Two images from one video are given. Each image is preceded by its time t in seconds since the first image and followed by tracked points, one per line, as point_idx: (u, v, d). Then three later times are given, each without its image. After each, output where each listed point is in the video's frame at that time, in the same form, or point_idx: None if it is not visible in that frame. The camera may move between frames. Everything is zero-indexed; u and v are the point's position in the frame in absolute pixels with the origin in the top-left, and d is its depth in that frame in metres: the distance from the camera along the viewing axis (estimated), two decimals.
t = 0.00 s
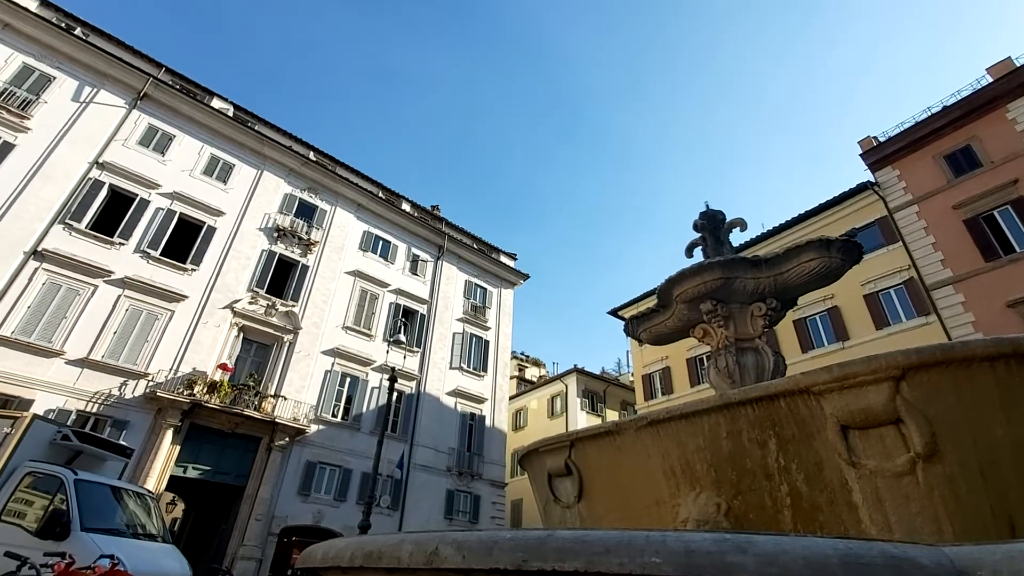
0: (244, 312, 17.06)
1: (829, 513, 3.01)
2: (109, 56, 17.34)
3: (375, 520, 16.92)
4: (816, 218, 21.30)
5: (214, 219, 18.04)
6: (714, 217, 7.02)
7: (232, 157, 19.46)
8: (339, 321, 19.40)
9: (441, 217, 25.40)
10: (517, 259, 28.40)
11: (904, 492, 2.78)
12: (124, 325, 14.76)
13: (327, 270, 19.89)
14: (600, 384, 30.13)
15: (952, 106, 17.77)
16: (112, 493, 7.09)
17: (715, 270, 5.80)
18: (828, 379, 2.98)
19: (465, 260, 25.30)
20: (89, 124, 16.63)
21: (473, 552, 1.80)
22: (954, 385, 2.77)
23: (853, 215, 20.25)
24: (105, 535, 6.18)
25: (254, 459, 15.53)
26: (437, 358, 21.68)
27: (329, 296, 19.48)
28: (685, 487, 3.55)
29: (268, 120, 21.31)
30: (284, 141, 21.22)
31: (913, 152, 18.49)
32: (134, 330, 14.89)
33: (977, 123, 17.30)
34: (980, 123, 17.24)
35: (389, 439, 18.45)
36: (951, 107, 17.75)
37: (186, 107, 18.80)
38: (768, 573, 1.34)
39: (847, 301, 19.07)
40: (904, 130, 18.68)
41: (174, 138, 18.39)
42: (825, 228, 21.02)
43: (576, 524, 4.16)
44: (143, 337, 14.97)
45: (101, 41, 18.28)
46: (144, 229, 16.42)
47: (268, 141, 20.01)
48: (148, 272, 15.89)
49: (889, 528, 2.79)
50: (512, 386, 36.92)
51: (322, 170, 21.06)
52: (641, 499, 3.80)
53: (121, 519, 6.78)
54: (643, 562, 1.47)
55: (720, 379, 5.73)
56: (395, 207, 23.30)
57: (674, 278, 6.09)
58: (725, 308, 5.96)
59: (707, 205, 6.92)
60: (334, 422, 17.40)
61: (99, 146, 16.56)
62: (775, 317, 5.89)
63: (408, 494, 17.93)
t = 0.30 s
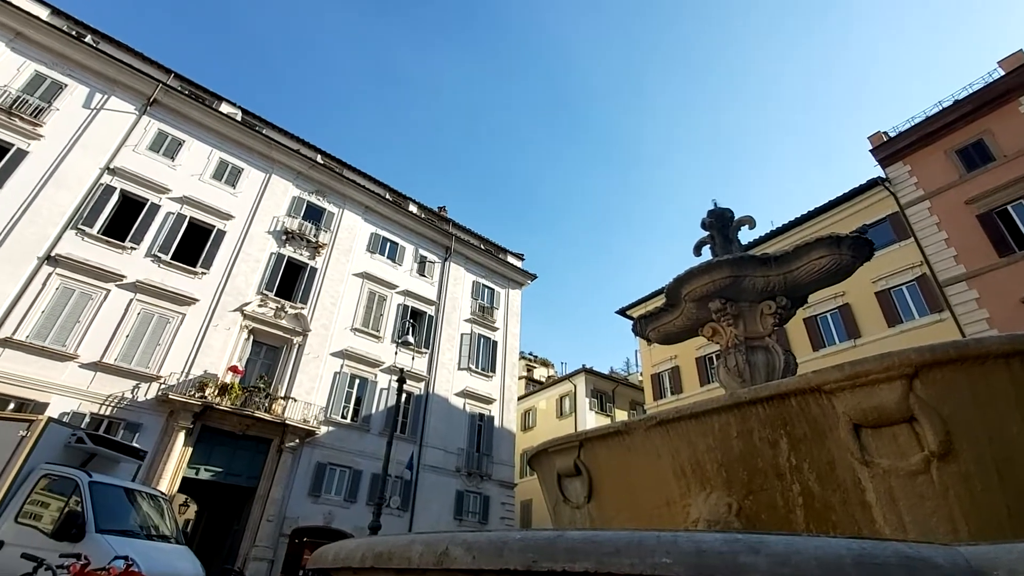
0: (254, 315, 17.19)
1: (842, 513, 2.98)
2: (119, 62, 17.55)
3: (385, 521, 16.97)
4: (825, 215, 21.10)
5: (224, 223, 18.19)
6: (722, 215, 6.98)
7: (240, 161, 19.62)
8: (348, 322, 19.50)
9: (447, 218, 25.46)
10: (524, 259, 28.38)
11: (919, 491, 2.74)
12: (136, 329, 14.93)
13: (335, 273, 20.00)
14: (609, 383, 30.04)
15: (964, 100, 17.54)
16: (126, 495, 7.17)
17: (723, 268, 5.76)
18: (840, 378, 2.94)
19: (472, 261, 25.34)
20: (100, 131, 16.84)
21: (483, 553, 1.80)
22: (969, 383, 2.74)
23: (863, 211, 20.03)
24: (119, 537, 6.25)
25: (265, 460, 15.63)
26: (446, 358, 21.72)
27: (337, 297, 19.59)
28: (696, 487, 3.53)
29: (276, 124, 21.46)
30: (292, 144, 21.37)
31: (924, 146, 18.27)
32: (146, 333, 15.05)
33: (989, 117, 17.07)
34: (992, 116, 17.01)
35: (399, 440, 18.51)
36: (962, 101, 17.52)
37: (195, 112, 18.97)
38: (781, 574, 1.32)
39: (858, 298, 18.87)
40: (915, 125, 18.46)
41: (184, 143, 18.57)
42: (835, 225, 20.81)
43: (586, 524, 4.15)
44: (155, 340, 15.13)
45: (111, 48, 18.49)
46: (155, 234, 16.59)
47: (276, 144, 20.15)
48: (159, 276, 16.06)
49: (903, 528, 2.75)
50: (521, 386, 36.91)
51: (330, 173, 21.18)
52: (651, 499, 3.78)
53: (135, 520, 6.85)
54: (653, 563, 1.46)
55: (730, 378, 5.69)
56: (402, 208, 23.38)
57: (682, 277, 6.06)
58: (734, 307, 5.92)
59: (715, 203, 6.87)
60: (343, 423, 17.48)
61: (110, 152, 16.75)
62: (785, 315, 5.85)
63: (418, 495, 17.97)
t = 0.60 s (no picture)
0: (263, 317, 17.32)
1: (855, 512, 2.96)
2: (129, 69, 17.75)
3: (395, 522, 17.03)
4: (835, 212, 20.91)
5: (233, 226, 18.34)
6: (730, 213, 6.94)
7: (248, 165, 19.77)
8: (356, 324, 19.60)
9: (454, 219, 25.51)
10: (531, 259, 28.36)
11: (933, 490, 2.70)
12: (148, 332, 15.09)
13: (343, 275, 20.10)
14: (617, 383, 29.95)
15: (976, 93, 17.30)
16: (139, 496, 7.25)
17: (732, 266, 5.71)
18: (853, 376, 2.91)
19: (479, 261, 25.38)
20: (111, 137, 17.04)
21: (493, 554, 1.80)
22: (983, 379, 2.70)
23: (874, 208, 19.81)
24: (133, 538, 6.32)
25: (276, 461, 15.74)
26: (454, 359, 21.76)
27: (346, 299, 19.69)
28: (706, 487, 3.52)
29: (283, 128, 21.61)
30: (299, 148, 21.50)
31: (935, 141, 18.04)
32: (158, 336, 15.21)
33: (1002, 110, 16.84)
34: (1005, 110, 16.78)
35: (408, 441, 18.56)
36: (974, 95, 17.28)
37: (204, 117, 19.15)
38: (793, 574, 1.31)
39: (870, 295, 18.68)
40: (925, 120, 18.23)
41: (193, 147, 18.75)
42: (845, 222, 20.61)
43: (596, 524, 4.14)
44: (167, 343, 15.29)
45: (121, 55, 18.71)
46: (166, 238, 16.76)
47: (283, 148, 20.28)
48: (170, 280, 16.23)
49: (918, 527, 2.72)
50: (529, 387, 36.91)
51: (337, 176, 21.29)
52: (661, 499, 3.77)
53: (149, 522, 6.93)
54: (664, 563, 1.44)
55: (739, 376, 5.65)
56: (409, 210, 23.45)
57: (690, 276, 6.03)
58: (743, 305, 5.90)
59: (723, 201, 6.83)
60: (353, 424, 17.56)
61: (121, 157, 16.94)
62: (795, 313, 5.80)
63: (427, 496, 18.01)
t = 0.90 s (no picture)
0: (273, 320, 17.46)
1: (868, 511, 2.93)
2: (138, 75, 17.95)
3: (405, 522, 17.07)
4: (845, 208, 20.70)
5: (242, 230, 18.49)
6: (739, 211, 6.89)
7: (257, 168, 19.92)
8: (365, 326, 19.68)
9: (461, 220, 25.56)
10: (538, 259, 28.35)
11: (948, 489, 2.66)
12: (159, 336, 15.24)
13: (351, 277, 20.19)
14: (626, 382, 29.85)
15: (987, 86, 17.06)
16: (153, 498, 7.33)
17: (741, 264, 5.66)
18: (864, 374, 2.87)
19: (487, 262, 25.41)
20: (121, 143, 17.24)
21: (503, 554, 1.80)
22: (997, 376, 2.66)
23: (884, 204, 19.60)
24: (146, 539, 6.40)
25: (287, 463, 15.84)
26: (462, 360, 21.79)
27: (354, 301, 19.78)
28: (717, 487, 3.49)
29: (291, 131, 21.76)
30: (306, 151, 21.65)
31: (947, 135, 17.82)
32: (169, 339, 15.37)
33: (1014, 103, 16.61)
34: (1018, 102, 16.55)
35: (417, 442, 18.61)
36: (986, 88, 17.05)
37: (212, 122, 19.32)
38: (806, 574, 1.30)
39: (881, 292, 18.47)
40: (936, 114, 18.01)
41: (202, 152, 18.92)
42: (855, 218, 20.41)
43: (606, 524, 4.13)
44: (178, 346, 15.45)
45: (130, 61, 18.92)
46: (176, 242, 16.93)
47: (291, 151, 20.40)
48: (181, 284, 16.39)
49: (933, 526, 2.68)
50: (537, 387, 36.89)
51: (344, 178, 21.41)
52: (671, 499, 3.76)
53: (162, 523, 7.00)
54: (675, 563, 1.44)
55: (749, 375, 5.61)
56: (416, 211, 23.52)
57: (699, 274, 5.99)
58: (752, 304, 5.87)
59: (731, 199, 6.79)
60: (362, 425, 17.64)
61: (132, 163, 17.13)
62: (805, 310, 5.76)
63: (437, 497, 18.05)
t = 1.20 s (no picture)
0: (282, 322, 17.58)
1: (882, 511, 2.89)
2: (148, 82, 18.16)
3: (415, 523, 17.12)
4: (854, 205, 20.50)
5: (251, 233, 18.64)
6: (747, 208, 6.84)
7: (265, 172, 20.06)
8: (373, 327, 19.76)
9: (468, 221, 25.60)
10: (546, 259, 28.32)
11: (964, 487, 2.63)
12: (171, 339, 15.40)
13: (359, 279, 20.28)
14: (635, 382, 29.75)
15: (1000, 79, 16.82)
16: (166, 500, 7.40)
17: (750, 263, 5.62)
18: (876, 372, 2.83)
19: (494, 262, 25.43)
20: (131, 148, 17.44)
21: (513, 554, 1.80)
22: (1012, 373, 2.62)
23: (895, 200, 19.38)
24: (160, 540, 6.47)
25: (297, 464, 15.94)
26: (470, 361, 21.82)
27: (362, 303, 19.88)
28: (728, 487, 3.47)
29: (298, 135, 21.89)
30: (314, 154, 21.78)
31: (958, 129, 17.58)
32: (180, 342, 15.52)
33: None
34: None
35: (426, 443, 18.65)
36: (998, 81, 16.80)
37: (221, 126, 19.49)
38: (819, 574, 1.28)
39: (893, 289, 18.27)
40: (947, 108, 17.77)
41: (211, 157, 19.09)
42: (865, 215, 20.20)
43: (616, 525, 4.11)
44: (189, 349, 15.60)
45: (139, 68, 19.14)
46: (186, 246, 17.09)
47: (298, 154, 20.53)
48: (191, 287, 16.55)
49: (948, 525, 2.64)
50: (546, 387, 36.85)
51: (351, 181, 21.52)
52: (682, 500, 3.74)
53: (175, 524, 7.07)
54: (686, 564, 1.43)
55: (760, 374, 5.57)
56: (423, 213, 23.59)
57: (707, 273, 5.95)
58: (762, 302, 5.83)
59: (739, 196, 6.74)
60: (372, 427, 17.72)
61: (142, 168, 17.33)
62: (816, 308, 5.71)
63: (446, 497, 18.08)
